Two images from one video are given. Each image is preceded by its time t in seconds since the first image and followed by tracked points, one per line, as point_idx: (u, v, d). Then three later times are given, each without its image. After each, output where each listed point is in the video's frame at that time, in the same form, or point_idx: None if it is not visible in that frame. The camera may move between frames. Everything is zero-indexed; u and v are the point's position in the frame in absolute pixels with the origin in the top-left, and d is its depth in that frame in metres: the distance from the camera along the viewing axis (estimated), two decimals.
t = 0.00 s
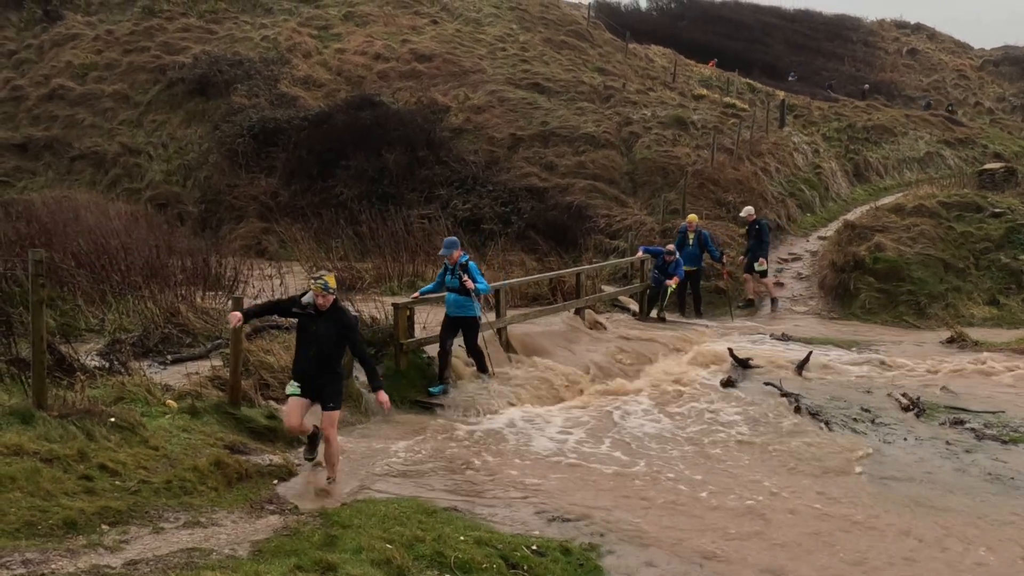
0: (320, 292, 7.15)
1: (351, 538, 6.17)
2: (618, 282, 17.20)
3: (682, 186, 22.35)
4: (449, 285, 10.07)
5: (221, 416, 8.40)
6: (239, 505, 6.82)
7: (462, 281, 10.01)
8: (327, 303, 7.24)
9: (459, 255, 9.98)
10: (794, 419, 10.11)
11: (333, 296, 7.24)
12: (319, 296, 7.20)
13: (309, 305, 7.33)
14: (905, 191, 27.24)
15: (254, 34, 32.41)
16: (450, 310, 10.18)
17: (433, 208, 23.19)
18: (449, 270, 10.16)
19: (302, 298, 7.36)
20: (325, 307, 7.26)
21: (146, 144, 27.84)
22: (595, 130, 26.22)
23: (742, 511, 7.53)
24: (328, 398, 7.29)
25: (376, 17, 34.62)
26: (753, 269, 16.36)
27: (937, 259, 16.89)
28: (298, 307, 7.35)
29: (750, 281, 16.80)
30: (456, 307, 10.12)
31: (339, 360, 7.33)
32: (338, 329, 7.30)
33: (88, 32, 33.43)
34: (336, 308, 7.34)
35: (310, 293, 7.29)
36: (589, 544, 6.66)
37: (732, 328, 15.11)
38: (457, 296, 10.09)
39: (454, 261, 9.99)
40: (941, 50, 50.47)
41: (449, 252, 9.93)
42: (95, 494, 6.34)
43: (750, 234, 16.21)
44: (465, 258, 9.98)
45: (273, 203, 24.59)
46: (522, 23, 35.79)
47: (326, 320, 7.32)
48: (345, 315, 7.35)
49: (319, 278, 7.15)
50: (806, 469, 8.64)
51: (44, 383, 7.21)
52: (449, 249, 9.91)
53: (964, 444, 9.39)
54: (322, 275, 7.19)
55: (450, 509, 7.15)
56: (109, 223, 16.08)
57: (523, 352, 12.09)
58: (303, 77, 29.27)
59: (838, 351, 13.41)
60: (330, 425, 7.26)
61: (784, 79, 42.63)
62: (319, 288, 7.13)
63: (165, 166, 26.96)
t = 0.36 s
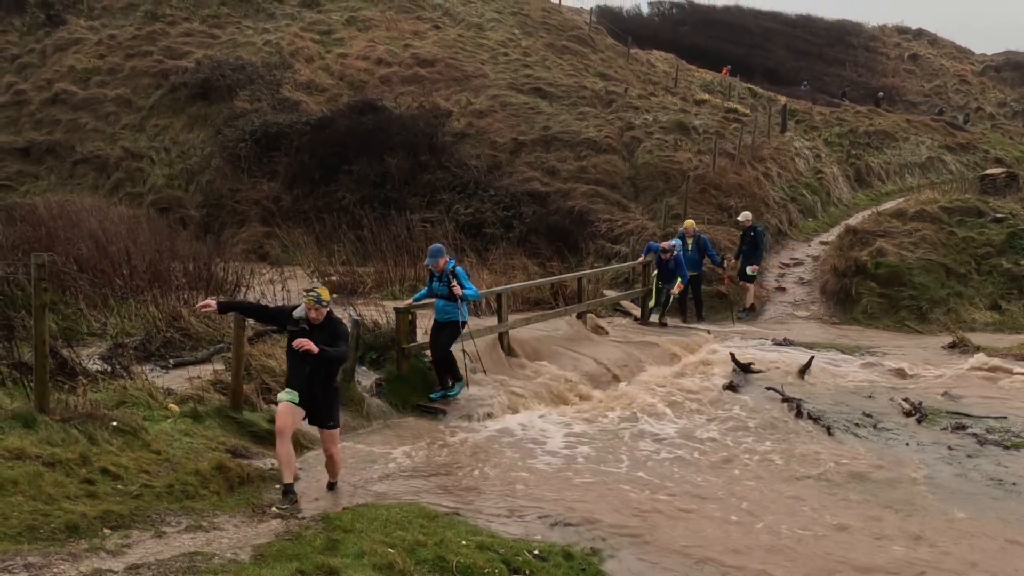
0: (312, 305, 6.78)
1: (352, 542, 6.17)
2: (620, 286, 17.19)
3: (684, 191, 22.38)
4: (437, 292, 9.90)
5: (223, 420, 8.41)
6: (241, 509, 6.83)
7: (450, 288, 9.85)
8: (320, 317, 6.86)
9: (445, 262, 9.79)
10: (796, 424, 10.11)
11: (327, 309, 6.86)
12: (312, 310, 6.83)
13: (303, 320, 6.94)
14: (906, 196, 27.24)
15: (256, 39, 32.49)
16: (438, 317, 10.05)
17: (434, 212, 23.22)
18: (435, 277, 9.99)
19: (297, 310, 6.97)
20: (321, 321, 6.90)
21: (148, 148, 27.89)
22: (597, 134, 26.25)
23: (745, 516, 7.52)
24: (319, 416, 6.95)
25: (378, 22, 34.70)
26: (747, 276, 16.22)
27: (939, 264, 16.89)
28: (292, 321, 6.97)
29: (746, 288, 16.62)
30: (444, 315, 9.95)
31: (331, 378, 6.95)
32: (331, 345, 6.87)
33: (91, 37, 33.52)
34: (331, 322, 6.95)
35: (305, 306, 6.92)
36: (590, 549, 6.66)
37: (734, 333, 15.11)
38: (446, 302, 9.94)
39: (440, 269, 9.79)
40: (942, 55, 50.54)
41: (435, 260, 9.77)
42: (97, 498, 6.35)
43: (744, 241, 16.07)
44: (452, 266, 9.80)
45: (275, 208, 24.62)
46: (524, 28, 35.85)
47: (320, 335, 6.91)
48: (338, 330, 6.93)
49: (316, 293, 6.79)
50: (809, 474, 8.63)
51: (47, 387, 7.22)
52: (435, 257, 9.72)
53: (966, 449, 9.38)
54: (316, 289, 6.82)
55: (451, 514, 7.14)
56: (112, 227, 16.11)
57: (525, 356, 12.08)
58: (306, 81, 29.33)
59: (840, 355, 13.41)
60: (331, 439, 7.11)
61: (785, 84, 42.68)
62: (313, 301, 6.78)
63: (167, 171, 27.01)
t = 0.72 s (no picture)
0: (262, 301, 6.28)
1: (348, 547, 6.15)
2: (615, 291, 17.20)
3: (680, 196, 22.41)
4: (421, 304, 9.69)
5: (218, 426, 8.40)
6: (236, 514, 6.81)
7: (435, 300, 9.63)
8: (274, 312, 6.36)
9: (433, 274, 9.60)
10: (792, 429, 10.11)
11: (279, 303, 6.37)
12: (262, 307, 6.32)
13: (253, 322, 6.41)
14: (901, 201, 27.33)
15: (252, 44, 32.49)
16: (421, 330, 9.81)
17: (430, 217, 23.22)
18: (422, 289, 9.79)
19: (244, 313, 6.43)
20: (275, 318, 6.39)
21: (143, 153, 27.86)
22: (593, 139, 26.28)
23: (741, 521, 7.52)
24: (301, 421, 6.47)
25: (374, 27, 34.70)
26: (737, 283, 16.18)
27: (934, 269, 16.93)
28: (242, 326, 6.41)
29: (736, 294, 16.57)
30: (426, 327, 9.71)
31: (304, 376, 6.45)
32: (293, 342, 6.38)
33: (86, 41, 33.47)
34: (285, 316, 6.45)
35: (253, 307, 6.39)
36: (586, 554, 6.64)
37: (729, 338, 15.14)
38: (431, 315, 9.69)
39: (428, 280, 9.59)
40: (937, 60, 50.76)
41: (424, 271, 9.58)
42: (92, 503, 6.32)
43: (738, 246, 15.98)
44: (439, 278, 9.59)
45: (270, 212, 24.60)
46: (520, 33, 35.90)
47: (277, 333, 6.40)
48: (295, 322, 6.45)
49: (263, 288, 6.29)
50: (805, 478, 8.64)
51: (41, 392, 7.19)
52: (423, 268, 9.53)
53: (962, 454, 9.39)
54: (264, 284, 6.32)
55: (448, 519, 7.13)
56: (107, 232, 16.07)
57: (521, 362, 12.06)
58: (301, 86, 29.32)
59: (835, 360, 13.43)
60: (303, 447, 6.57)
61: (780, 89, 42.79)
62: (261, 297, 6.29)
63: (163, 175, 26.97)
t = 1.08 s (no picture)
0: (223, 298, 5.95)
1: (335, 554, 6.12)
2: (603, 297, 17.21)
3: (667, 203, 22.46)
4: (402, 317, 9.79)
5: (204, 432, 8.34)
6: (223, 521, 6.76)
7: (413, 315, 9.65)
8: (236, 310, 6.04)
9: (412, 288, 9.58)
10: (779, 434, 10.14)
11: (241, 300, 6.04)
12: (223, 304, 5.99)
13: (213, 320, 6.07)
14: (888, 208, 27.48)
15: (239, 49, 32.41)
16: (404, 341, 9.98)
17: (418, 223, 23.20)
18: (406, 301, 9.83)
19: (203, 312, 6.07)
20: (237, 316, 6.06)
21: (129, 158, 27.71)
22: (581, 146, 26.33)
23: (727, 526, 7.54)
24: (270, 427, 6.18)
25: (361, 33, 34.68)
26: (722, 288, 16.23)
27: (920, 275, 17.04)
28: (201, 326, 6.08)
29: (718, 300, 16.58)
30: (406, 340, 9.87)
31: (271, 378, 6.16)
32: (257, 341, 6.09)
33: (72, 46, 33.31)
34: (248, 314, 6.13)
35: (212, 304, 6.04)
36: (574, 560, 6.63)
37: (717, 343, 15.19)
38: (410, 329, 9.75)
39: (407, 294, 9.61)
40: (922, 67, 51.16)
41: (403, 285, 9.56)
42: (77, 511, 6.26)
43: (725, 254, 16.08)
44: (417, 293, 9.56)
45: (257, 218, 24.52)
46: (508, 40, 35.97)
47: (240, 333, 6.09)
48: (258, 320, 6.15)
49: (223, 285, 5.95)
50: (792, 484, 8.66)
51: (25, 398, 7.11)
52: (401, 281, 9.54)
53: (947, 458, 9.45)
54: (224, 281, 5.98)
55: (436, 526, 7.10)
56: (93, 238, 15.96)
57: (509, 368, 12.06)
58: (288, 92, 29.25)
59: (822, 366, 13.50)
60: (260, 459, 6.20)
61: (767, 96, 43.00)
62: (222, 293, 5.94)
63: (149, 181, 26.84)
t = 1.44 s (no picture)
0: (158, 296, 5.58)
1: (314, 565, 6.04)
2: (585, 304, 17.21)
3: (648, 210, 22.51)
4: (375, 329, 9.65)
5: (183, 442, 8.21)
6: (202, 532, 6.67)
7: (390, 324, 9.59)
8: (174, 309, 5.64)
9: (385, 298, 9.52)
10: (759, 441, 10.15)
11: (179, 298, 5.64)
12: (160, 301, 5.62)
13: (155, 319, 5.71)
14: (866, 215, 27.72)
15: (218, 55, 32.22)
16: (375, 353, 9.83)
17: (398, 230, 23.12)
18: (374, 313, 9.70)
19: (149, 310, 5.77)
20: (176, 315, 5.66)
21: (107, 164, 27.43)
22: (561, 152, 26.36)
23: (703, 532, 7.53)
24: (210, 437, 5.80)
25: (342, 39, 34.58)
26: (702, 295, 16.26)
27: (898, 281, 17.16)
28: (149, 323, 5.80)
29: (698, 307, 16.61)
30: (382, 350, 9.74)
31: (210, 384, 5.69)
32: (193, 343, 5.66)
33: (49, 51, 32.97)
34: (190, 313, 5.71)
35: (153, 302, 5.70)
36: (555, 569, 6.57)
37: (697, 350, 15.22)
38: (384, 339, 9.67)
39: (380, 305, 9.52)
40: (900, 76, 51.75)
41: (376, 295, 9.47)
42: (53, 522, 6.14)
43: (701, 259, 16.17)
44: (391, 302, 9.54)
45: (237, 225, 24.35)
46: (488, 47, 35.99)
47: (180, 333, 5.69)
48: (199, 322, 5.71)
49: (158, 282, 5.58)
50: (770, 490, 8.67)
51: None
52: (376, 292, 9.44)
53: (926, 464, 9.49)
54: (161, 278, 5.61)
55: (416, 535, 7.02)
56: (70, 245, 15.76)
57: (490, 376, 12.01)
58: (268, 98, 29.08)
59: (801, 372, 13.55)
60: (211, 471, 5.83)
61: (747, 103, 43.29)
62: (157, 290, 5.58)
63: (127, 187, 26.58)
